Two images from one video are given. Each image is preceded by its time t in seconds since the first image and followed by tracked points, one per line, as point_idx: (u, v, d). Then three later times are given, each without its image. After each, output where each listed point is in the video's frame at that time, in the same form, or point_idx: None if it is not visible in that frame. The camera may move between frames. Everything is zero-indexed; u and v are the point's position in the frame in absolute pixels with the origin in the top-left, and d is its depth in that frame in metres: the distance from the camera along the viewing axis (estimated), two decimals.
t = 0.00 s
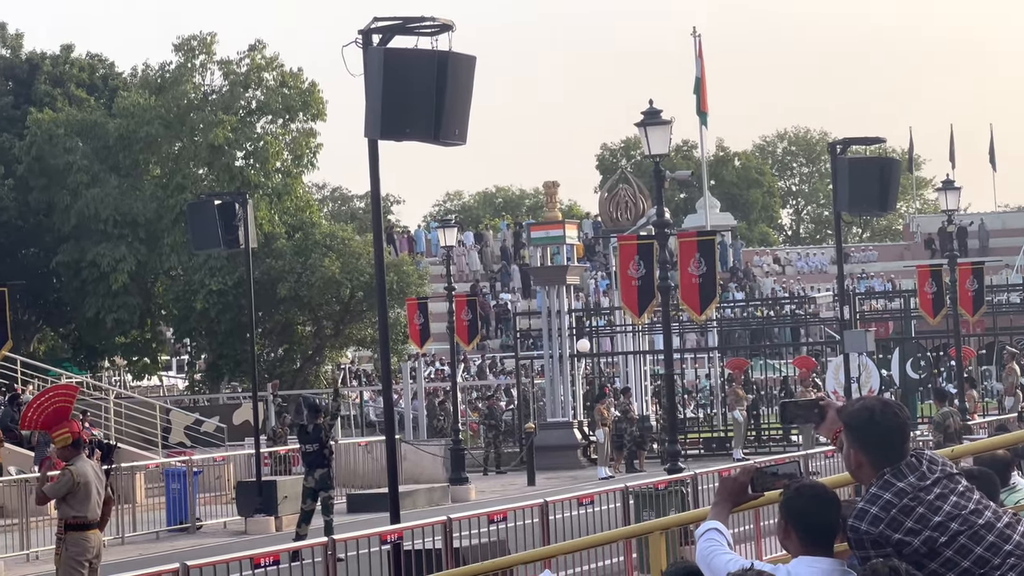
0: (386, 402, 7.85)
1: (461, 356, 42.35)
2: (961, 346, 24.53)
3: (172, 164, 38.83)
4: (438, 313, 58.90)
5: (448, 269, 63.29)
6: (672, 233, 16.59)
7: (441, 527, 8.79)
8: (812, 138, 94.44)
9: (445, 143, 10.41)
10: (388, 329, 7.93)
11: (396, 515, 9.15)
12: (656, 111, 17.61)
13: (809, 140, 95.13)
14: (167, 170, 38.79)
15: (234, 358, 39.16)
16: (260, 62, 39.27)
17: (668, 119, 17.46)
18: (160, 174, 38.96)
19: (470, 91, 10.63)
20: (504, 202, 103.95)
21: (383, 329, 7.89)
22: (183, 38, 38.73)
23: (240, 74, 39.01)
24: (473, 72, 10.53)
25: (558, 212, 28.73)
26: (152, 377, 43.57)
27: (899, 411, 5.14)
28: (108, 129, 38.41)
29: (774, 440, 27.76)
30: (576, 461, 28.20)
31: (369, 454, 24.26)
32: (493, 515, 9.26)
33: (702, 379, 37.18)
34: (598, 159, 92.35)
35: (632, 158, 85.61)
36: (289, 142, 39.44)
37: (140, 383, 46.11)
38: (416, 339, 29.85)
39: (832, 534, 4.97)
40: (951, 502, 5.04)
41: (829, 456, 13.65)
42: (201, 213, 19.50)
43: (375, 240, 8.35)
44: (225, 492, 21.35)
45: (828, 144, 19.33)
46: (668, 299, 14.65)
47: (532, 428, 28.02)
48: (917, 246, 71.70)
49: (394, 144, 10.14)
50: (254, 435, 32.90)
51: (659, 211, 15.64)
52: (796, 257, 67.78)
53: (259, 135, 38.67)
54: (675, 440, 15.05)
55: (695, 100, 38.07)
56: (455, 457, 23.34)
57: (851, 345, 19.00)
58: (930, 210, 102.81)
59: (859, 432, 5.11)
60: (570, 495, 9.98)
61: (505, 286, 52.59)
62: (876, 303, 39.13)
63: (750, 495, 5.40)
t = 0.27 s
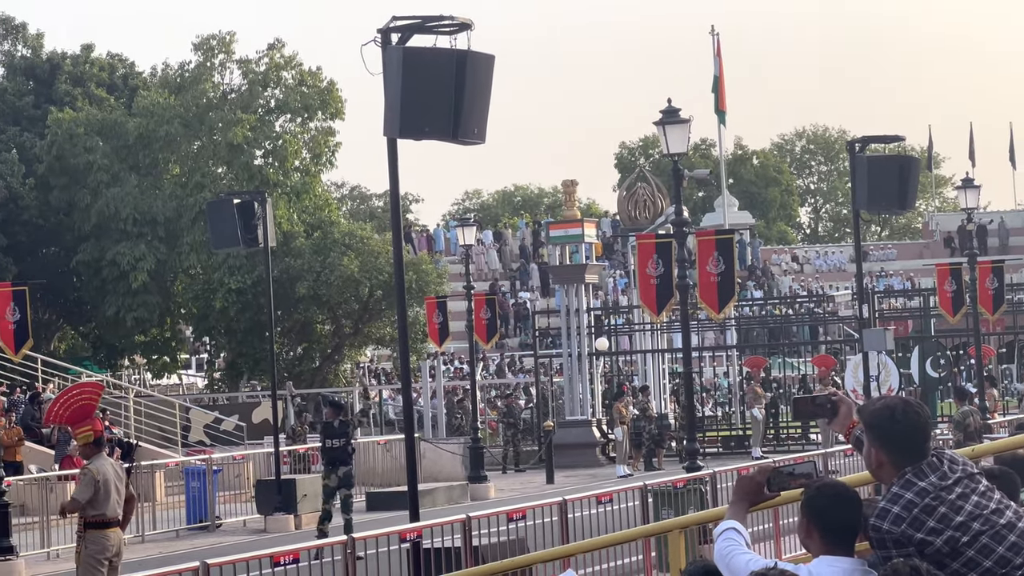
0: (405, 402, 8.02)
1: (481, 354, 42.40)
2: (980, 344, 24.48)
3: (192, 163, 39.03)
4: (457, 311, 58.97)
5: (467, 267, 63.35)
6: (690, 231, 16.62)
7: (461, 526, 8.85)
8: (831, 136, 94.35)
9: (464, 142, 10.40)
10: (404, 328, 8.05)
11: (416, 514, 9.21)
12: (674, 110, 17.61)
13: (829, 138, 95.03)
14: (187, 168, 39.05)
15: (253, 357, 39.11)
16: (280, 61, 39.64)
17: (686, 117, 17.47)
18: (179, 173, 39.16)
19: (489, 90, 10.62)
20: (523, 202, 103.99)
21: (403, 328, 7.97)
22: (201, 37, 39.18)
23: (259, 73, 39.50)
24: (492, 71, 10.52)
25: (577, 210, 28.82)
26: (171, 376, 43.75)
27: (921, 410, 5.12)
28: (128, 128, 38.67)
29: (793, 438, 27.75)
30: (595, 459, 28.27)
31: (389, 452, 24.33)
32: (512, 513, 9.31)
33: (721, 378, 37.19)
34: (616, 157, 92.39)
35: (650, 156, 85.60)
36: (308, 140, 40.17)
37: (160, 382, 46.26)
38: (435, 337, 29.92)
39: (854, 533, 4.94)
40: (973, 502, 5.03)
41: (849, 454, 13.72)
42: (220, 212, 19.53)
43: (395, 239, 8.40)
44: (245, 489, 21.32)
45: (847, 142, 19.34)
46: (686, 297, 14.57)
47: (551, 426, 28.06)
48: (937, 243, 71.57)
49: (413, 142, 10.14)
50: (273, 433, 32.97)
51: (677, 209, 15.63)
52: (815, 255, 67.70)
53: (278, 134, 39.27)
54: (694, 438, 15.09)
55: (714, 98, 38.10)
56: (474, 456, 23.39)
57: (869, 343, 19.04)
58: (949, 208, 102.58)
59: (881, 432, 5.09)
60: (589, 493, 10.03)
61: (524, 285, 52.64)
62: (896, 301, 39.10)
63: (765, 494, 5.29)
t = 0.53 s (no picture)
0: (419, 404, 8.04)
1: (495, 357, 42.33)
2: (994, 346, 24.45)
3: (204, 165, 39.07)
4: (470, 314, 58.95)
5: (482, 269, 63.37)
6: (704, 234, 16.63)
7: (475, 528, 8.82)
8: (843, 138, 94.29)
9: (477, 143, 10.41)
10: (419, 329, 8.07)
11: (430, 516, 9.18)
12: (688, 111, 17.62)
13: (842, 139, 94.98)
14: (201, 171, 39.07)
15: (266, 360, 39.18)
16: (292, 63, 39.63)
17: (701, 119, 17.48)
18: (193, 176, 39.17)
19: (502, 92, 10.63)
20: (535, 204, 104.03)
21: (417, 330, 8.00)
22: (214, 40, 39.24)
23: (272, 76, 39.52)
24: (505, 73, 10.53)
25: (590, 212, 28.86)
26: (183, 379, 43.79)
27: (937, 412, 5.10)
28: (141, 130, 38.62)
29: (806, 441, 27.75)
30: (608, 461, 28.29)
31: (402, 455, 24.35)
32: (526, 515, 9.28)
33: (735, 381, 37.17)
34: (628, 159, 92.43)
35: (662, 159, 85.59)
36: (321, 142, 40.05)
37: (174, 385, 46.24)
38: (448, 340, 29.93)
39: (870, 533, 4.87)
40: (988, 503, 5.02)
41: (864, 457, 13.73)
42: (233, 214, 19.52)
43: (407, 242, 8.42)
44: (258, 492, 21.43)
45: (861, 144, 19.32)
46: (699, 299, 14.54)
47: (564, 428, 28.06)
48: (950, 246, 71.49)
49: (427, 144, 10.15)
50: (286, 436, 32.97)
51: (691, 211, 15.60)
52: (828, 257, 67.62)
53: (291, 136, 39.21)
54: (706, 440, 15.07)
55: (727, 100, 38.10)
56: (487, 458, 23.36)
57: (883, 345, 19.03)
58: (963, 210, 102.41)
59: (896, 432, 5.08)
60: (602, 495, 10.02)
61: (539, 287, 52.61)
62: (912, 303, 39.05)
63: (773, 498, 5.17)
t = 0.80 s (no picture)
0: (427, 408, 8.09)
1: (502, 361, 42.36)
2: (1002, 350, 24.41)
3: (212, 170, 39.04)
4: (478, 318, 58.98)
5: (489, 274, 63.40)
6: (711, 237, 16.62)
7: (481, 532, 8.81)
8: (852, 142, 94.26)
9: (485, 148, 10.41)
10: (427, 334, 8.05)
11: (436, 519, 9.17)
12: (695, 116, 17.60)
13: (850, 143, 94.96)
14: (208, 175, 39.08)
15: (274, 363, 39.19)
16: (300, 68, 39.67)
17: (707, 123, 17.46)
18: (200, 180, 39.20)
19: (510, 97, 10.63)
20: (544, 208, 104.03)
21: (424, 335, 8.03)
22: (223, 44, 39.29)
23: (280, 80, 39.52)
24: (513, 78, 10.52)
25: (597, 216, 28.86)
26: (192, 383, 43.84)
27: (947, 417, 5.11)
28: (150, 134, 38.84)
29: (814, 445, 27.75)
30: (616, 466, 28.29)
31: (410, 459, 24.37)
32: (533, 520, 9.29)
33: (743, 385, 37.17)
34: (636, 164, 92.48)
35: (671, 163, 85.56)
36: (329, 147, 40.06)
37: (182, 389, 46.26)
38: (456, 344, 29.93)
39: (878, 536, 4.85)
40: (997, 508, 5.01)
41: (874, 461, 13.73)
42: (241, 218, 19.51)
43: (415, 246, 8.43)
44: (266, 496, 21.48)
45: (868, 148, 19.30)
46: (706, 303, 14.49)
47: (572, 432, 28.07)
48: (958, 250, 71.45)
49: (434, 148, 10.15)
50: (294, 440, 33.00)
51: (698, 216, 15.56)
52: (836, 261, 67.59)
53: (299, 141, 39.21)
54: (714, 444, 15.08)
55: (734, 105, 38.11)
56: (494, 462, 23.36)
57: (891, 349, 19.01)
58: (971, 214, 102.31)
59: (906, 436, 5.09)
60: (610, 499, 10.03)
61: (546, 291, 52.65)
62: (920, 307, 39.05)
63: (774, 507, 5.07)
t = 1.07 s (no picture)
0: (438, 416, 8.04)
1: (512, 369, 42.34)
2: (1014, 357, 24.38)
3: (222, 177, 39.32)
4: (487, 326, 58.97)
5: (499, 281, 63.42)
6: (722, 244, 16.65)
7: (492, 540, 8.80)
8: (861, 149, 94.26)
9: (495, 155, 10.40)
10: (438, 340, 8.04)
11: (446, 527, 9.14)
12: (706, 123, 17.62)
13: (859, 150, 94.95)
14: (218, 182, 39.30)
15: (284, 371, 39.16)
16: (310, 75, 39.72)
17: (718, 130, 17.46)
18: (210, 188, 39.39)
19: (520, 103, 10.62)
20: (553, 214, 104.12)
21: (435, 341, 8.00)
22: (233, 51, 39.36)
23: (290, 87, 39.64)
24: (523, 84, 10.51)
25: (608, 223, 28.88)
26: (202, 391, 43.83)
27: (957, 423, 5.07)
28: (159, 141, 38.87)
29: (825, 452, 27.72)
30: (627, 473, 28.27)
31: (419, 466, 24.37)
32: (543, 527, 9.30)
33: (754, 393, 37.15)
34: (645, 171, 92.53)
35: (681, 170, 85.58)
36: (339, 155, 40.41)
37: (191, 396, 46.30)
38: (467, 351, 29.92)
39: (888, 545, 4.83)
40: (1008, 515, 5.00)
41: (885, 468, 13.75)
42: (252, 226, 19.52)
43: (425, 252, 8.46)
44: (275, 504, 21.46)
45: (879, 154, 19.29)
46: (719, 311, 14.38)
47: (582, 439, 28.05)
48: (969, 257, 71.42)
49: (445, 155, 10.15)
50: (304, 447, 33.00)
51: (710, 222, 15.54)
52: (846, 269, 67.54)
53: (309, 148, 39.32)
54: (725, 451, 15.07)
55: (745, 111, 38.13)
56: (504, 469, 23.32)
57: (902, 356, 18.99)
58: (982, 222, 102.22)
59: (916, 443, 5.05)
60: (620, 506, 10.04)
61: (557, 299, 52.65)
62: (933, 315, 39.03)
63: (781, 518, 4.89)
